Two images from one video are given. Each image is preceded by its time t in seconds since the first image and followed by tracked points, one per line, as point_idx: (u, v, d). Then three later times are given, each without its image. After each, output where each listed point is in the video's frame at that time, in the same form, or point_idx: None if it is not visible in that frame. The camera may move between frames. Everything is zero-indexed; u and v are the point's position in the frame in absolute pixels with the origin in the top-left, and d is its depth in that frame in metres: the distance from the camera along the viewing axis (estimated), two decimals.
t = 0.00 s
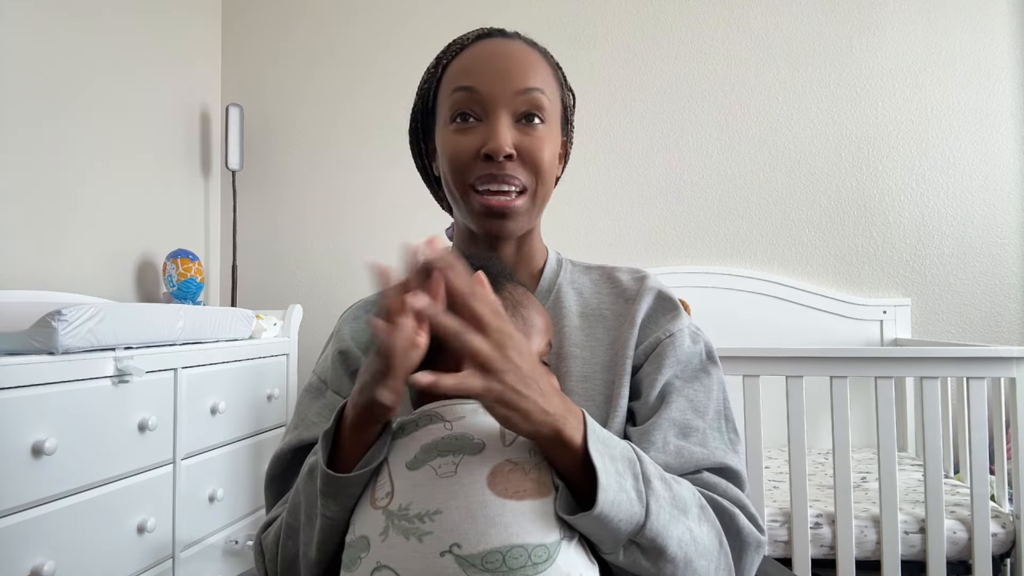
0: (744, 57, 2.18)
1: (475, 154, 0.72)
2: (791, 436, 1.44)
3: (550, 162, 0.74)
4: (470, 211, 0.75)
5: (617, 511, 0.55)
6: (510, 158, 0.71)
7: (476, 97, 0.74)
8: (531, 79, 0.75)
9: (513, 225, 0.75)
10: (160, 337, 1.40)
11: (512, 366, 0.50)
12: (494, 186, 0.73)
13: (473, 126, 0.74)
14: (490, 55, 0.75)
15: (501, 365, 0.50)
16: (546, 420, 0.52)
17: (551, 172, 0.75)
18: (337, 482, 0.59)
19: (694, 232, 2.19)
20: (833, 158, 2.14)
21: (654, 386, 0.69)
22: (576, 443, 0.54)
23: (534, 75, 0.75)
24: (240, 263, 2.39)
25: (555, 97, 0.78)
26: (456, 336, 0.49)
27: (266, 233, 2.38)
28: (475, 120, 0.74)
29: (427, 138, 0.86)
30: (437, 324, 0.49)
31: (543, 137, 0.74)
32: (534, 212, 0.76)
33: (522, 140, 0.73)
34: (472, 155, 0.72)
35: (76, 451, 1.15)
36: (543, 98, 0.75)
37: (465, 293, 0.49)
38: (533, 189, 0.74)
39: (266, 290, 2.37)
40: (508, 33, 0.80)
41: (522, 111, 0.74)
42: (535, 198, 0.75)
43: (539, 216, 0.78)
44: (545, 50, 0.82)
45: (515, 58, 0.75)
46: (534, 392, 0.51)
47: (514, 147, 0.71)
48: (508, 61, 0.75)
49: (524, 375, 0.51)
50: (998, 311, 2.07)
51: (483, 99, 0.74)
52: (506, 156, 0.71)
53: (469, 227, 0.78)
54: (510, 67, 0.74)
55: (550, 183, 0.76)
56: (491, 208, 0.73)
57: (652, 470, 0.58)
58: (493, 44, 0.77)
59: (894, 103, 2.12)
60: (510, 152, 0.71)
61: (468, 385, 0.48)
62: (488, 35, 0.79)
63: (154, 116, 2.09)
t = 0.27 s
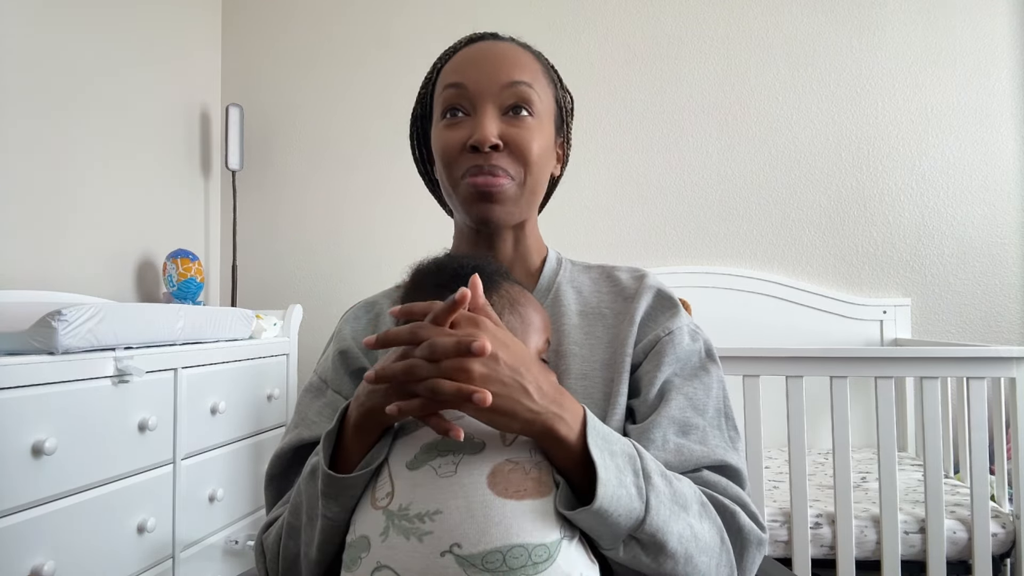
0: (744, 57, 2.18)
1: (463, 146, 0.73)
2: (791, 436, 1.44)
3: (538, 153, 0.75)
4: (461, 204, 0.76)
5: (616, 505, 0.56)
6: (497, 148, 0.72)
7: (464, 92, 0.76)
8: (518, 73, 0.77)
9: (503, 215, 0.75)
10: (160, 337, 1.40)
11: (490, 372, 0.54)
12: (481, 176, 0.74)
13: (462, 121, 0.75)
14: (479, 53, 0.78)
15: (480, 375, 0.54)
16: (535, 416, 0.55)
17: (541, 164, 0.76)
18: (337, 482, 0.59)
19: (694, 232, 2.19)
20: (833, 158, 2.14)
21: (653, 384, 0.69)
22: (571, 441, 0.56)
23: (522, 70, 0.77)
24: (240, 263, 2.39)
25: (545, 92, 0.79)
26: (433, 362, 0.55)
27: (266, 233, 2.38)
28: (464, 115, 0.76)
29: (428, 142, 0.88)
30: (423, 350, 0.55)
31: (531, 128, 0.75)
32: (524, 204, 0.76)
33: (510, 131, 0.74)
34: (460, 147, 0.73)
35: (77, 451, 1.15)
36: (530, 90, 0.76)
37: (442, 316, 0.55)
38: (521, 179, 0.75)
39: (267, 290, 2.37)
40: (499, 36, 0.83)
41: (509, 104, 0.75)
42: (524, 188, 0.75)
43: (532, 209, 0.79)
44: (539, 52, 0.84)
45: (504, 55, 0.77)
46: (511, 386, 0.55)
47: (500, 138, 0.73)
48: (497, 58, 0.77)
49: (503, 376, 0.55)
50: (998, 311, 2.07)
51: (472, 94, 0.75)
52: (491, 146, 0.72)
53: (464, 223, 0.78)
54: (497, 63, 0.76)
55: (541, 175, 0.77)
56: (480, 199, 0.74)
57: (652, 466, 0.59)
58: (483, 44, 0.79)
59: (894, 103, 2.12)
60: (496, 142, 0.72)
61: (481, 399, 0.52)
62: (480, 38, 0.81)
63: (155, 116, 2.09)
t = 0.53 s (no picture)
0: (744, 57, 2.18)
1: (460, 138, 0.73)
2: (791, 436, 1.44)
3: (535, 144, 0.75)
4: (458, 197, 0.76)
5: (617, 503, 0.56)
6: (494, 139, 0.72)
7: (462, 86, 0.76)
8: (515, 66, 0.77)
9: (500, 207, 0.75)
10: (160, 337, 1.40)
11: (492, 367, 0.55)
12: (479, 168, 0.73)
13: (459, 114, 0.76)
14: (477, 49, 0.78)
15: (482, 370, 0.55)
16: (536, 414, 0.56)
17: (538, 155, 0.75)
18: (336, 482, 0.59)
19: (694, 232, 2.19)
20: (833, 158, 2.14)
21: (657, 385, 0.69)
22: (572, 437, 0.56)
23: (520, 64, 0.77)
24: (240, 263, 2.39)
25: (543, 87, 0.79)
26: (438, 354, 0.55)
27: (266, 233, 2.38)
28: (462, 108, 0.76)
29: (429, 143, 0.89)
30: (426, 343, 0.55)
31: (528, 120, 0.75)
32: (522, 196, 0.76)
33: (506, 123, 0.74)
34: (458, 140, 0.73)
35: (77, 451, 1.15)
36: (527, 83, 0.77)
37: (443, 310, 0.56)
38: (518, 170, 0.74)
39: (267, 290, 2.37)
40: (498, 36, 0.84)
41: (506, 97, 0.76)
42: (521, 179, 0.75)
43: (531, 203, 0.78)
44: (538, 50, 0.84)
45: (502, 50, 0.78)
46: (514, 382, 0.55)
47: (497, 129, 0.73)
48: (495, 53, 0.78)
49: (504, 372, 0.55)
50: (998, 311, 2.07)
51: (469, 87, 0.76)
52: (487, 136, 0.72)
53: (463, 218, 0.78)
54: (494, 57, 0.77)
55: (538, 167, 0.76)
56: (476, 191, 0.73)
57: (654, 465, 0.59)
58: (481, 41, 0.80)
59: (894, 103, 2.12)
60: (493, 132, 0.72)
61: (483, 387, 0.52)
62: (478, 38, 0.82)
63: (155, 116, 2.09)
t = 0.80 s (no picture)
0: (744, 57, 2.18)
1: (466, 137, 0.73)
2: (791, 436, 1.44)
3: (541, 142, 0.75)
4: (463, 196, 0.75)
5: (620, 510, 0.55)
6: (499, 137, 0.72)
7: (465, 85, 0.76)
8: (518, 65, 0.77)
9: (507, 207, 0.75)
10: (160, 337, 1.40)
11: (494, 376, 0.55)
12: (484, 167, 0.73)
13: (464, 113, 0.76)
14: (479, 48, 0.78)
15: (485, 379, 0.55)
16: (538, 423, 0.55)
17: (544, 154, 0.75)
18: (336, 483, 0.59)
19: (694, 232, 2.19)
20: (833, 158, 2.14)
21: (660, 388, 0.69)
22: (575, 444, 0.57)
23: (523, 63, 0.77)
24: (240, 263, 2.39)
25: (546, 85, 0.80)
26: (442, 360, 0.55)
27: (266, 232, 2.38)
28: (466, 108, 0.76)
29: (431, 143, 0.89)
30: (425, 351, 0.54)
31: (533, 118, 0.75)
32: (528, 195, 0.76)
33: (511, 121, 0.74)
34: (463, 138, 0.73)
35: (77, 451, 1.15)
36: (531, 82, 0.77)
37: (439, 314, 0.54)
38: (524, 170, 0.74)
39: (267, 289, 2.37)
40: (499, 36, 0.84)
41: (511, 95, 0.76)
42: (527, 179, 0.75)
43: (536, 201, 0.78)
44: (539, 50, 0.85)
45: (504, 49, 0.78)
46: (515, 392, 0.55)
47: (503, 127, 0.73)
48: (497, 52, 0.78)
49: (507, 381, 0.55)
50: (998, 311, 2.07)
51: (473, 87, 0.76)
52: (493, 134, 0.72)
53: (468, 217, 0.78)
54: (497, 56, 0.77)
55: (543, 166, 0.76)
56: (482, 191, 0.73)
57: (658, 472, 0.59)
58: (483, 41, 0.80)
59: (894, 104, 2.12)
60: (499, 131, 0.72)
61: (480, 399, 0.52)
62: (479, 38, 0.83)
63: (155, 116, 2.09)
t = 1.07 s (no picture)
0: (744, 57, 2.18)
1: (468, 138, 0.73)
2: (791, 436, 1.44)
3: (543, 143, 0.75)
4: (464, 196, 0.76)
5: (617, 512, 0.55)
6: (501, 138, 0.72)
7: (467, 85, 0.76)
8: (521, 65, 0.77)
9: (508, 207, 0.75)
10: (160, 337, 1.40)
11: (495, 373, 0.55)
12: (485, 167, 0.73)
13: (465, 114, 0.76)
14: (482, 47, 0.78)
15: (486, 375, 0.55)
16: (537, 422, 0.55)
17: (545, 155, 0.76)
18: (336, 482, 0.59)
19: (694, 232, 2.19)
20: (833, 158, 2.14)
21: (660, 389, 0.69)
22: (575, 445, 0.57)
23: (525, 63, 0.77)
24: (240, 263, 2.39)
25: (548, 86, 0.80)
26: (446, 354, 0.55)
27: (266, 232, 2.38)
28: (467, 108, 0.76)
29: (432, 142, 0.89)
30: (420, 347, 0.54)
31: (535, 119, 0.75)
32: (528, 196, 0.76)
33: (513, 122, 0.74)
34: (465, 139, 0.73)
35: (77, 451, 1.15)
36: (533, 82, 0.77)
37: (433, 308, 0.55)
38: (526, 171, 0.74)
39: (267, 289, 2.37)
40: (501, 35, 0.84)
41: (513, 95, 0.76)
42: (528, 180, 0.75)
43: (536, 202, 0.78)
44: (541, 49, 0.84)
45: (507, 49, 0.78)
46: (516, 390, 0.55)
47: (505, 128, 0.73)
48: (500, 52, 0.77)
49: (508, 378, 0.55)
50: (998, 311, 2.07)
51: (475, 87, 0.76)
52: (495, 135, 0.72)
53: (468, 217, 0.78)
54: (500, 56, 0.77)
55: (545, 167, 0.76)
56: (483, 191, 0.73)
57: (655, 473, 0.59)
58: (486, 40, 0.80)
59: (894, 104, 2.12)
60: (501, 132, 0.72)
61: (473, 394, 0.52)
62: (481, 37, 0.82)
63: (154, 116, 2.09)
